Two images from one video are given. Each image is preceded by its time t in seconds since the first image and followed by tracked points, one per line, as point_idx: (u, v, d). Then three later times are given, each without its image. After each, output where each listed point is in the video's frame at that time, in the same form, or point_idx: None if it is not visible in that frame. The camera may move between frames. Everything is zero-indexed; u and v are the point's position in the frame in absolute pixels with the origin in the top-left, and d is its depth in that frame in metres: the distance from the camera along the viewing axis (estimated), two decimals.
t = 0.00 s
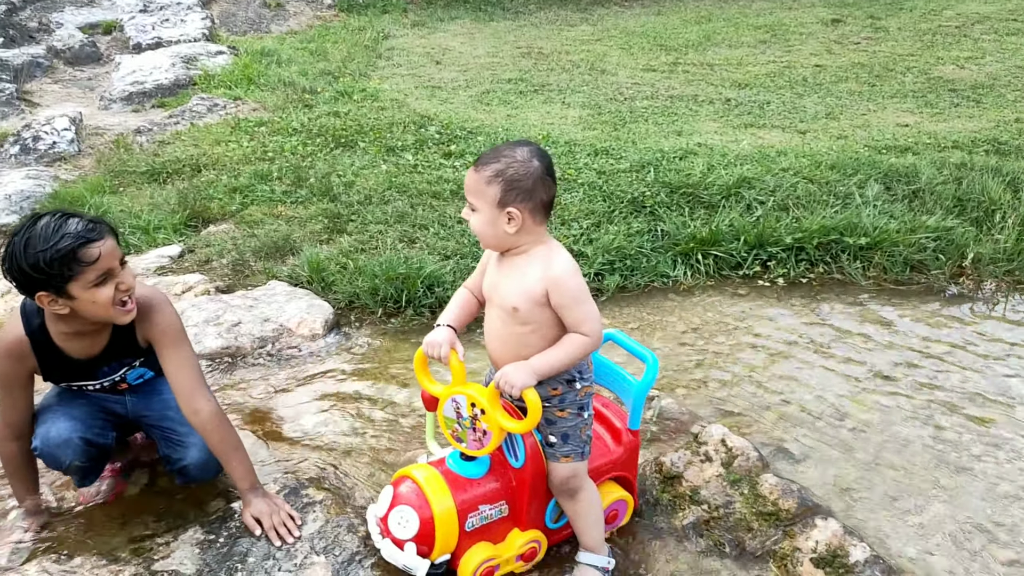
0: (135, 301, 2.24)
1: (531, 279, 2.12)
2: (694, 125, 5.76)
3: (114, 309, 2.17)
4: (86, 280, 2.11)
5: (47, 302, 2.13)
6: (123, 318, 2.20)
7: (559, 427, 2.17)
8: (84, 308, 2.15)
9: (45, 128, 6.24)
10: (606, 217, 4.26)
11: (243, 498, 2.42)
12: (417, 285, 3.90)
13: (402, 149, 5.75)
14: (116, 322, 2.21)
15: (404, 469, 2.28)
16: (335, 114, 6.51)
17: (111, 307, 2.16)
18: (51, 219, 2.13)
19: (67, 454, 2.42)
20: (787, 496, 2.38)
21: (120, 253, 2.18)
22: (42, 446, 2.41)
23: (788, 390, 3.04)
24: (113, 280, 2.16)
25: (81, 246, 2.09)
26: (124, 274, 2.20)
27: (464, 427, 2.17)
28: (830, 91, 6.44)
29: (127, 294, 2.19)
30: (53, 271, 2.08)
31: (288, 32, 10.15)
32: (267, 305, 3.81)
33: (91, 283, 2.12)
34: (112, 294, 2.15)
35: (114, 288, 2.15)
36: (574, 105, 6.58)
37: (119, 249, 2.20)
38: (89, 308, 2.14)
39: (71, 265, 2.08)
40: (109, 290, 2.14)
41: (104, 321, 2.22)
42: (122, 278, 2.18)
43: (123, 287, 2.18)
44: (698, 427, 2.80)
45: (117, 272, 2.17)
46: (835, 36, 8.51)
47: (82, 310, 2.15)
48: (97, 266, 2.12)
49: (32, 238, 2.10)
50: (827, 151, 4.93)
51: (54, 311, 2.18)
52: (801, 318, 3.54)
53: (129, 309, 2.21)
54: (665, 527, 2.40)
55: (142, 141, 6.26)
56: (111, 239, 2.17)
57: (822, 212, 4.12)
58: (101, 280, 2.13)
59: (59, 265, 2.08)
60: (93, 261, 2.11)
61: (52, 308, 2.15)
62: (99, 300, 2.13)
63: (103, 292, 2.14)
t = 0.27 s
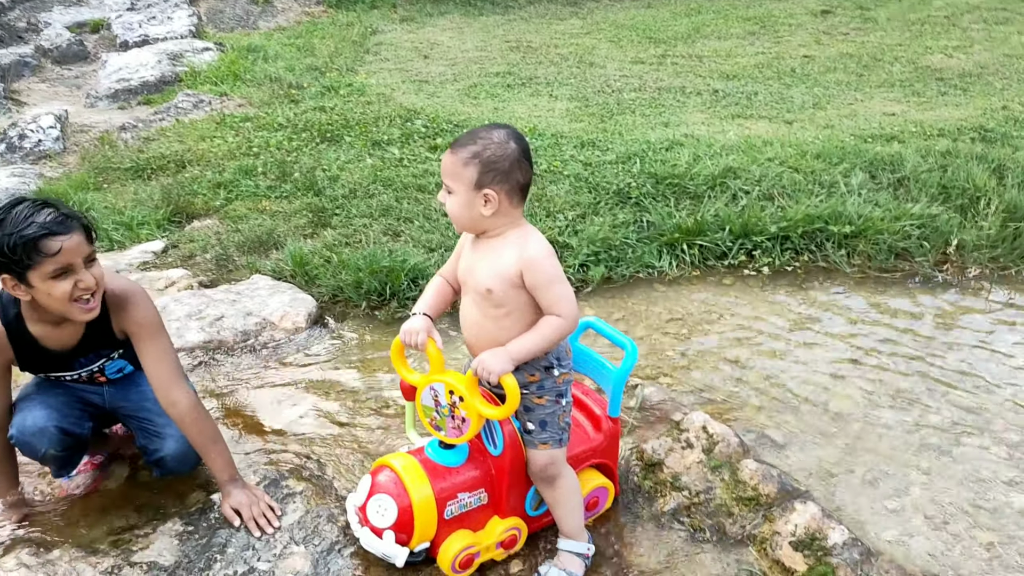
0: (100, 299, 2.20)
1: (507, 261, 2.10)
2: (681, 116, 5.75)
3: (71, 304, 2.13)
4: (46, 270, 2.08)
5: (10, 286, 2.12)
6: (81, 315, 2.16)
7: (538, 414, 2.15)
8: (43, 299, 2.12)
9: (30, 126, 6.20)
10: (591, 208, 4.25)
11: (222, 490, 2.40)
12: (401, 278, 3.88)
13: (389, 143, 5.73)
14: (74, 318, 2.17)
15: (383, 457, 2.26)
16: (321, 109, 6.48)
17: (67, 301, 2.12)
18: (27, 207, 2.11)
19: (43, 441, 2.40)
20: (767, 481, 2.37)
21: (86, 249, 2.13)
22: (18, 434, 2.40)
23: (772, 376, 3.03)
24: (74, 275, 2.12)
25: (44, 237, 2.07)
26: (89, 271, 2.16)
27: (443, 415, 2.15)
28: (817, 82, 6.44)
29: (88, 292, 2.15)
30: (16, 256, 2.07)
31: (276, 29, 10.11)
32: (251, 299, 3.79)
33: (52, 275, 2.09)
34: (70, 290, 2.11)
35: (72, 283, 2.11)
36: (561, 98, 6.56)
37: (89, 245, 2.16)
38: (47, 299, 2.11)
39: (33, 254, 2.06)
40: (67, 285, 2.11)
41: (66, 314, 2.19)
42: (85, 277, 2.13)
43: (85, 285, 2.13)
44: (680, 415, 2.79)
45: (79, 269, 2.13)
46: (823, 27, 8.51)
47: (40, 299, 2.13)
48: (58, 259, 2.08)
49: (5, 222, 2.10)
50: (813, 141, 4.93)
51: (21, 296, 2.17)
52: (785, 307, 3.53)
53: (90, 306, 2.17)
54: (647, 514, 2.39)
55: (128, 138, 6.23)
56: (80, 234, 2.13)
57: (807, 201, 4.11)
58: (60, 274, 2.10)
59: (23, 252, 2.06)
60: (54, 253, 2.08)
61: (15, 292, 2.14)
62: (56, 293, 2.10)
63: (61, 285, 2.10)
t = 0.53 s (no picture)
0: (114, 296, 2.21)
1: (507, 251, 2.11)
2: (678, 108, 5.75)
3: (90, 300, 2.14)
4: (61, 273, 2.10)
5: (25, 293, 2.14)
6: (99, 311, 2.17)
7: (537, 407, 2.16)
8: (62, 300, 2.14)
9: (27, 122, 6.19)
10: (590, 201, 4.25)
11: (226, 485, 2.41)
12: (400, 272, 3.88)
13: (386, 136, 5.72)
14: (94, 315, 2.19)
15: (384, 452, 2.27)
16: (318, 103, 6.47)
17: (85, 299, 2.13)
18: (28, 213, 2.12)
19: (54, 436, 2.42)
20: (767, 472, 2.43)
21: (96, 246, 2.16)
22: (29, 429, 2.41)
23: (771, 367, 3.04)
24: (88, 273, 2.13)
25: (54, 240, 2.08)
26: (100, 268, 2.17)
27: (444, 409, 2.16)
28: (814, 72, 6.43)
29: (102, 288, 2.16)
30: (29, 262, 2.08)
31: (272, 23, 10.08)
32: (250, 294, 3.79)
33: (66, 276, 2.11)
34: (86, 289, 2.12)
35: (88, 282, 2.12)
36: (558, 90, 6.55)
37: (96, 243, 2.18)
38: (67, 301, 2.13)
39: (47, 258, 2.08)
40: (84, 283, 2.12)
41: (83, 314, 2.20)
42: (98, 273, 2.15)
43: (98, 281, 2.15)
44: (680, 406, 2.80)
45: (93, 266, 2.14)
46: (820, 16, 8.49)
47: (59, 302, 2.14)
48: (71, 259, 2.10)
49: (9, 230, 2.11)
50: (810, 131, 4.93)
51: (35, 302, 2.19)
52: (784, 298, 3.53)
53: (106, 302, 2.18)
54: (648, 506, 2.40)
55: (125, 134, 6.21)
56: (87, 232, 2.15)
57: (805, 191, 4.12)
58: (75, 274, 2.11)
59: (35, 258, 2.08)
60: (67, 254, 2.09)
61: (32, 299, 2.16)
62: (75, 293, 2.11)
63: (79, 286, 2.11)
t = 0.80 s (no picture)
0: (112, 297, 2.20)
1: (525, 252, 2.11)
2: (686, 105, 5.73)
3: (86, 301, 2.13)
4: (57, 271, 2.08)
5: (24, 287, 2.13)
6: (96, 311, 2.16)
7: (551, 408, 2.16)
8: (58, 298, 2.13)
9: (33, 122, 6.19)
10: (598, 199, 4.24)
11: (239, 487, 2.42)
12: (409, 272, 3.88)
13: (393, 135, 5.72)
14: (90, 315, 2.18)
15: (399, 454, 2.27)
16: (324, 102, 6.47)
17: (82, 298, 2.12)
18: (33, 208, 2.11)
19: (65, 435, 2.41)
20: (782, 473, 2.40)
21: (95, 246, 2.14)
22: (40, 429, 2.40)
23: (783, 367, 3.04)
24: (85, 272, 2.12)
25: (53, 237, 2.07)
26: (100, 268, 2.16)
27: (459, 409, 2.19)
28: (822, 68, 6.42)
29: (99, 289, 2.15)
30: (26, 257, 2.07)
31: (277, 21, 10.08)
32: (260, 294, 3.80)
33: (62, 274, 2.09)
34: (82, 288, 2.11)
35: (85, 281, 2.11)
36: (564, 88, 6.54)
37: (97, 242, 2.17)
38: (61, 299, 2.12)
39: (44, 255, 2.07)
40: (81, 282, 2.11)
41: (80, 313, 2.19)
42: (96, 273, 2.14)
43: (95, 281, 2.14)
44: (693, 407, 2.80)
45: (90, 266, 2.13)
46: (826, 12, 8.47)
47: (56, 300, 2.13)
48: (68, 257, 2.09)
49: (12, 224, 2.10)
50: (819, 128, 4.92)
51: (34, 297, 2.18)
52: (795, 296, 3.53)
53: (104, 303, 2.17)
54: (662, 507, 2.40)
55: (132, 133, 6.22)
56: (87, 232, 2.13)
57: (814, 188, 4.11)
58: (72, 272, 2.10)
59: (33, 254, 2.07)
60: (64, 252, 2.08)
61: (30, 294, 2.15)
62: (70, 292, 2.10)
63: (75, 284, 2.11)
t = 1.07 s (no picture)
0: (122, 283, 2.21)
1: (537, 247, 2.11)
2: (692, 101, 5.72)
3: (100, 288, 2.14)
4: (68, 263, 2.09)
5: (35, 289, 2.12)
6: (111, 299, 2.17)
7: (561, 404, 2.16)
8: (72, 293, 2.13)
9: (39, 119, 6.20)
10: (605, 195, 4.24)
11: (247, 483, 2.42)
12: (416, 268, 3.88)
13: (399, 132, 5.71)
14: (105, 304, 2.18)
15: (409, 449, 2.28)
16: (330, 99, 6.47)
17: (95, 287, 2.13)
18: (27, 208, 2.11)
19: (57, 425, 2.40)
20: (791, 469, 2.40)
21: (99, 234, 2.16)
22: (32, 418, 2.39)
23: (791, 363, 3.03)
24: (95, 261, 2.13)
25: (59, 230, 2.07)
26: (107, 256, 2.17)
27: (469, 405, 2.16)
28: (828, 64, 6.40)
29: (111, 275, 2.16)
30: (35, 256, 2.07)
31: (282, 18, 10.07)
32: (267, 291, 3.80)
33: (74, 267, 2.10)
34: (95, 276, 2.12)
35: (97, 270, 2.13)
36: (570, 84, 6.53)
37: (100, 231, 2.18)
38: (77, 292, 2.12)
39: (53, 250, 2.07)
40: (92, 271, 2.12)
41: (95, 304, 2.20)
42: (105, 260, 2.15)
43: (106, 269, 2.15)
44: (701, 403, 2.80)
45: (98, 253, 2.14)
46: (832, 8, 8.45)
47: (70, 294, 2.13)
48: (76, 248, 2.10)
49: (11, 228, 2.10)
50: (826, 124, 4.91)
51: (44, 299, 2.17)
52: (803, 293, 3.52)
53: (116, 290, 2.19)
54: (671, 503, 2.40)
55: (137, 130, 6.22)
56: (88, 221, 2.15)
57: (822, 184, 4.11)
58: (83, 262, 2.11)
59: (41, 251, 2.07)
60: (71, 245, 2.09)
61: (41, 295, 2.14)
62: (84, 282, 2.11)
63: (88, 274, 2.11)
